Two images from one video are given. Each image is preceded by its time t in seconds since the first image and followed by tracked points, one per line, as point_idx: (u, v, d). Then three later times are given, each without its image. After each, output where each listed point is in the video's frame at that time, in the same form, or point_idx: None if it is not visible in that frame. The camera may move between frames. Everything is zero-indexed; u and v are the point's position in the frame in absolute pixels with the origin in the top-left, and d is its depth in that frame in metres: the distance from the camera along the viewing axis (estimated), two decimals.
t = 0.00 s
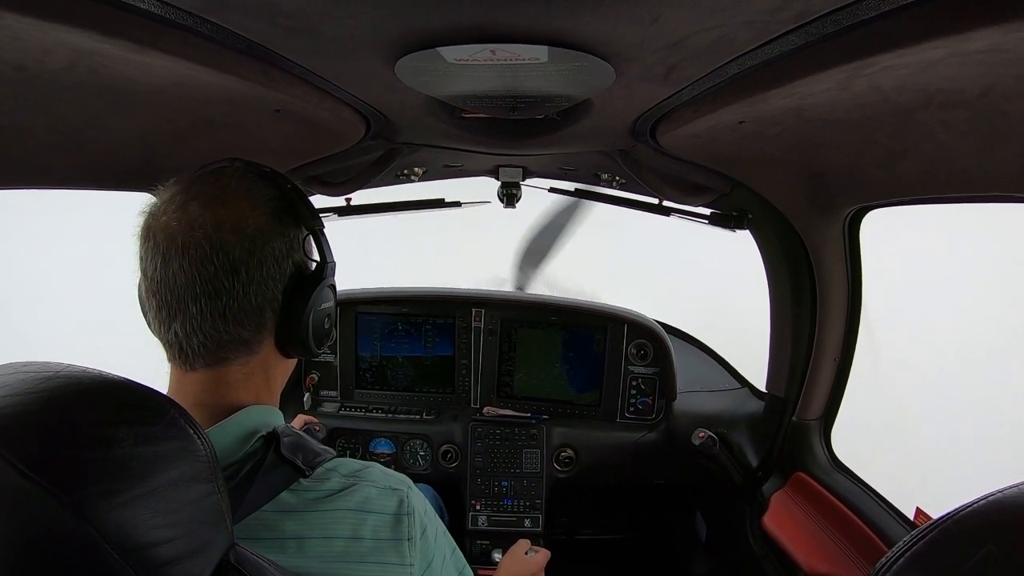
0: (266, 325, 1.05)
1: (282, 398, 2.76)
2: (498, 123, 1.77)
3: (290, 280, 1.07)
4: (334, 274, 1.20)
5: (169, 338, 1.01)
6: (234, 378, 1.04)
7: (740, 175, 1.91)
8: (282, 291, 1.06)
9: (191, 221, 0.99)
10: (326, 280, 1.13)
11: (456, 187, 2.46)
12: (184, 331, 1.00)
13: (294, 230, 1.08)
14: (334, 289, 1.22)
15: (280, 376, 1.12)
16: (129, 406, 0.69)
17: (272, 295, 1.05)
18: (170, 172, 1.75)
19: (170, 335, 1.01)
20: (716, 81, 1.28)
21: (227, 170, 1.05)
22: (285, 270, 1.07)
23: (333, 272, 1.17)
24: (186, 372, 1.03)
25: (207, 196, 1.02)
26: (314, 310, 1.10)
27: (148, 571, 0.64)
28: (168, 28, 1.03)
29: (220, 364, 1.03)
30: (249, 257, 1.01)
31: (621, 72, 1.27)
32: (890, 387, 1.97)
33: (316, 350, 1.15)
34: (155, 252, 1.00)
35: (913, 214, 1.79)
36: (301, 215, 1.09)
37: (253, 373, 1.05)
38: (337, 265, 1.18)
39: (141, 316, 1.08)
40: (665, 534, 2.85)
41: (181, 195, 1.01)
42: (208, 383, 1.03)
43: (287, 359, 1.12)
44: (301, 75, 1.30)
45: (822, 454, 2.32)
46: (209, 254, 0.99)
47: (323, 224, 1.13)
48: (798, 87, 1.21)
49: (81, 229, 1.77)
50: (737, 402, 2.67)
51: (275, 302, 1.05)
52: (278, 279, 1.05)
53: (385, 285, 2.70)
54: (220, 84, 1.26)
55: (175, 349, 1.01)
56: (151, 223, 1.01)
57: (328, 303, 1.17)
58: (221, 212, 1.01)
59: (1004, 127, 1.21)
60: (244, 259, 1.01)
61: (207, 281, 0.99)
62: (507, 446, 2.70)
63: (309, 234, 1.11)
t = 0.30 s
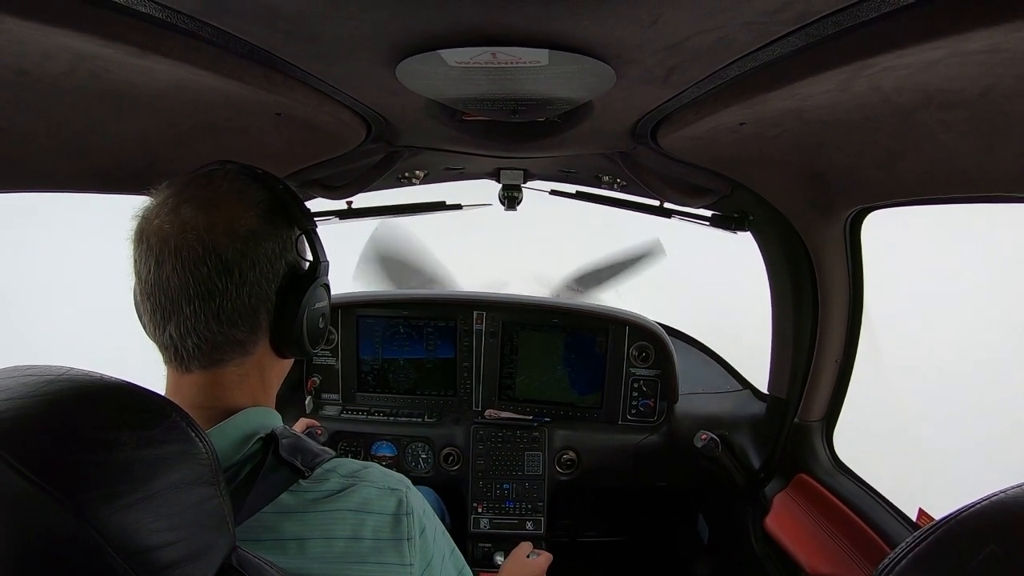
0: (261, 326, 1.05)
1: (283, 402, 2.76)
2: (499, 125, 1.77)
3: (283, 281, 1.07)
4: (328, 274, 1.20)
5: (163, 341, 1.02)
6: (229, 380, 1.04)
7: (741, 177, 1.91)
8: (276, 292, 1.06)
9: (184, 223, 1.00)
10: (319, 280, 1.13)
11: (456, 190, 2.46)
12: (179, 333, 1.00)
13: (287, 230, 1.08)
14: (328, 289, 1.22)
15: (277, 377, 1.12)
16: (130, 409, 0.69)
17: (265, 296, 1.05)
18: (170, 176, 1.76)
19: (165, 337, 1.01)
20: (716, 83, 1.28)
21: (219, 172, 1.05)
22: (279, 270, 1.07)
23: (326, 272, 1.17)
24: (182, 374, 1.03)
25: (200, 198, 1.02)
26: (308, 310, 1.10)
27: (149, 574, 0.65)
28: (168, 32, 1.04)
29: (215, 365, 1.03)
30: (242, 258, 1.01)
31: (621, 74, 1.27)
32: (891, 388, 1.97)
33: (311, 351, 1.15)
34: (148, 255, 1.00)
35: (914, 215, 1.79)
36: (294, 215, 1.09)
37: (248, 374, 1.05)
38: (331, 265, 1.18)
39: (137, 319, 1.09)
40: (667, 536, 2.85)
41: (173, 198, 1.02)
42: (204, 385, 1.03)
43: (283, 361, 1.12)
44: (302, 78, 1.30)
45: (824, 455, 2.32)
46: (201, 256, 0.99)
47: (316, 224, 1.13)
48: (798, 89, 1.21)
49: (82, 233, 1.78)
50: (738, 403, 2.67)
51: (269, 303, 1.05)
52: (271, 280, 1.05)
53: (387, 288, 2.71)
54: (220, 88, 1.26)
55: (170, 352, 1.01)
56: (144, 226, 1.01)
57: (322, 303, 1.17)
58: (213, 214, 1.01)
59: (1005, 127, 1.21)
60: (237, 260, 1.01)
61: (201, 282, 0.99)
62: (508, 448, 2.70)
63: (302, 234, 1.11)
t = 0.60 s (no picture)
0: (266, 326, 1.05)
1: (286, 402, 2.77)
2: (499, 123, 1.77)
3: (288, 281, 1.07)
4: (333, 274, 1.20)
5: (168, 341, 1.02)
6: (234, 379, 1.04)
7: (742, 173, 1.91)
8: (281, 291, 1.06)
9: (188, 223, 1.00)
10: (324, 280, 1.13)
11: (457, 188, 2.46)
12: (183, 333, 1.00)
13: (292, 230, 1.08)
14: (333, 289, 1.22)
15: (281, 377, 1.12)
16: (132, 409, 0.69)
17: (270, 296, 1.05)
18: (171, 176, 1.75)
19: (170, 337, 1.01)
20: (717, 79, 1.28)
21: (223, 172, 1.05)
22: (283, 270, 1.07)
23: (331, 272, 1.17)
24: (186, 374, 1.03)
25: (204, 198, 1.02)
26: (313, 309, 1.10)
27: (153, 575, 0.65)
28: (168, 33, 1.04)
29: (219, 365, 1.03)
30: (246, 258, 1.01)
31: (621, 71, 1.27)
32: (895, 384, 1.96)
33: (316, 350, 1.15)
34: (152, 255, 1.00)
35: (916, 210, 1.78)
36: (298, 216, 1.09)
37: (253, 374, 1.06)
38: (335, 265, 1.18)
39: (141, 319, 1.09)
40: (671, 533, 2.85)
41: (178, 198, 1.02)
42: (209, 384, 1.03)
43: (287, 361, 1.12)
44: (302, 78, 1.30)
45: (828, 451, 2.31)
46: (206, 256, 0.99)
47: (320, 224, 1.13)
48: (799, 84, 1.21)
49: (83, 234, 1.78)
50: (741, 400, 2.66)
51: (274, 303, 1.05)
52: (276, 280, 1.05)
53: (389, 287, 2.71)
54: (220, 89, 1.26)
55: (175, 352, 1.01)
56: (149, 226, 1.01)
57: (327, 303, 1.17)
58: (218, 214, 1.01)
59: (1006, 121, 1.21)
60: (241, 260, 1.01)
61: (205, 282, 0.99)
62: (511, 446, 2.70)
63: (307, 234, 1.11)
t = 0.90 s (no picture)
0: (266, 327, 1.05)
1: (287, 401, 2.77)
2: (499, 122, 1.77)
3: (289, 281, 1.08)
4: (332, 274, 1.20)
5: (169, 342, 1.02)
6: (235, 380, 1.04)
7: (743, 170, 1.91)
8: (281, 292, 1.06)
9: (189, 225, 1.00)
10: (324, 280, 1.13)
11: (457, 187, 2.46)
12: (185, 335, 1.01)
13: (291, 231, 1.08)
14: (333, 290, 1.22)
15: (282, 378, 1.12)
16: (134, 410, 0.70)
17: (270, 297, 1.05)
18: (172, 177, 1.76)
19: (171, 339, 1.01)
20: (717, 76, 1.28)
21: (223, 174, 1.05)
22: (284, 271, 1.07)
23: (331, 273, 1.17)
24: (188, 375, 1.03)
25: (204, 200, 1.02)
26: (313, 310, 1.10)
27: None
28: (167, 33, 1.04)
29: (221, 366, 1.03)
30: (246, 259, 1.02)
31: (621, 69, 1.26)
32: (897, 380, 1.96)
33: (316, 350, 1.15)
34: (153, 257, 1.00)
35: (917, 206, 1.78)
36: (297, 216, 1.09)
37: (254, 374, 1.06)
38: (335, 265, 1.18)
39: (142, 321, 1.09)
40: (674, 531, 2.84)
41: (178, 200, 1.02)
42: (210, 385, 1.03)
43: (288, 361, 1.12)
44: (302, 78, 1.30)
45: (830, 447, 2.31)
46: (206, 257, 0.99)
47: (320, 225, 1.13)
48: (799, 80, 1.20)
49: (83, 236, 1.78)
50: (743, 397, 2.66)
51: (274, 304, 1.05)
52: (276, 281, 1.06)
53: (390, 286, 2.71)
54: (220, 89, 1.26)
55: (176, 353, 1.02)
56: (149, 229, 1.02)
57: (327, 303, 1.17)
58: (218, 216, 1.01)
59: (1007, 116, 1.20)
60: (242, 262, 1.01)
61: (206, 284, 1.00)
62: (513, 444, 2.70)
63: (306, 235, 1.11)
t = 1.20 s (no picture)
0: (266, 328, 1.05)
1: (287, 403, 2.77)
2: (499, 123, 1.77)
3: (289, 282, 1.08)
4: (333, 275, 1.20)
5: (169, 342, 1.02)
6: (236, 380, 1.04)
7: (742, 171, 1.91)
8: (282, 293, 1.07)
9: (190, 225, 1.00)
10: (325, 281, 1.14)
11: (457, 189, 2.46)
12: (185, 335, 1.00)
13: (292, 233, 1.08)
14: (333, 291, 1.22)
15: (282, 378, 1.12)
16: (135, 411, 0.69)
17: (271, 298, 1.05)
18: (172, 178, 1.76)
19: (171, 339, 1.01)
20: (717, 77, 1.28)
21: (224, 175, 1.05)
22: (284, 272, 1.07)
23: (332, 274, 1.17)
24: (188, 375, 1.03)
25: (205, 200, 1.02)
26: (313, 311, 1.10)
27: None
28: (168, 35, 1.04)
29: (221, 366, 1.03)
30: (247, 260, 1.02)
31: (621, 70, 1.27)
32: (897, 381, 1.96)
33: (317, 352, 1.15)
34: (154, 256, 1.00)
35: (917, 208, 1.78)
36: (299, 217, 1.09)
37: (255, 375, 1.06)
38: (335, 266, 1.18)
39: (142, 321, 1.09)
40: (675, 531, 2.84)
41: (179, 200, 1.02)
42: (211, 385, 1.03)
43: (289, 362, 1.12)
44: (302, 79, 1.30)
45: (830, 448, 2.32)
46: (207, 257, 0.99)
47: (320, 226, 1.13)
48: (799, 81, 1.20)
49: (84, 237, 1.78)
50: (743, 398, 2.66)
51: (274, 304, 1.06)
52: (277, 282, 1.06)
53: (390, 287, 2.71)
54: (220, 90, 1.26)
55: (176, 353, 1.02)
56: (150, 228, 1.01)
57: (327, 304, 1.18)
58: (219, 216, 1.01)
59: (1007, 117, 1.20)
60: (243, 262, 1.01)
61: (206, 284, 0.99)
62: (514, 446, 2.70)
63: (307, 236, 1.12)
